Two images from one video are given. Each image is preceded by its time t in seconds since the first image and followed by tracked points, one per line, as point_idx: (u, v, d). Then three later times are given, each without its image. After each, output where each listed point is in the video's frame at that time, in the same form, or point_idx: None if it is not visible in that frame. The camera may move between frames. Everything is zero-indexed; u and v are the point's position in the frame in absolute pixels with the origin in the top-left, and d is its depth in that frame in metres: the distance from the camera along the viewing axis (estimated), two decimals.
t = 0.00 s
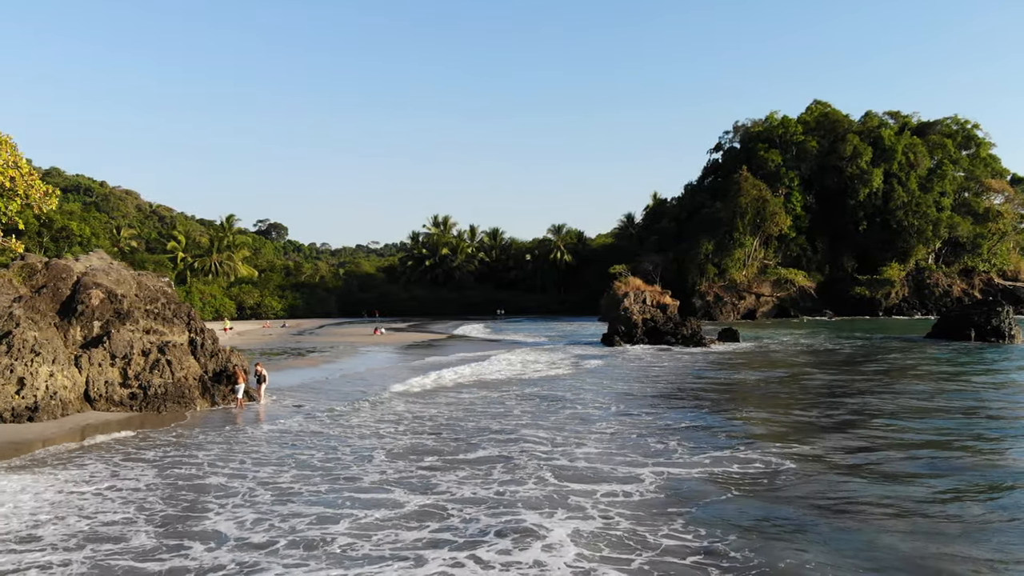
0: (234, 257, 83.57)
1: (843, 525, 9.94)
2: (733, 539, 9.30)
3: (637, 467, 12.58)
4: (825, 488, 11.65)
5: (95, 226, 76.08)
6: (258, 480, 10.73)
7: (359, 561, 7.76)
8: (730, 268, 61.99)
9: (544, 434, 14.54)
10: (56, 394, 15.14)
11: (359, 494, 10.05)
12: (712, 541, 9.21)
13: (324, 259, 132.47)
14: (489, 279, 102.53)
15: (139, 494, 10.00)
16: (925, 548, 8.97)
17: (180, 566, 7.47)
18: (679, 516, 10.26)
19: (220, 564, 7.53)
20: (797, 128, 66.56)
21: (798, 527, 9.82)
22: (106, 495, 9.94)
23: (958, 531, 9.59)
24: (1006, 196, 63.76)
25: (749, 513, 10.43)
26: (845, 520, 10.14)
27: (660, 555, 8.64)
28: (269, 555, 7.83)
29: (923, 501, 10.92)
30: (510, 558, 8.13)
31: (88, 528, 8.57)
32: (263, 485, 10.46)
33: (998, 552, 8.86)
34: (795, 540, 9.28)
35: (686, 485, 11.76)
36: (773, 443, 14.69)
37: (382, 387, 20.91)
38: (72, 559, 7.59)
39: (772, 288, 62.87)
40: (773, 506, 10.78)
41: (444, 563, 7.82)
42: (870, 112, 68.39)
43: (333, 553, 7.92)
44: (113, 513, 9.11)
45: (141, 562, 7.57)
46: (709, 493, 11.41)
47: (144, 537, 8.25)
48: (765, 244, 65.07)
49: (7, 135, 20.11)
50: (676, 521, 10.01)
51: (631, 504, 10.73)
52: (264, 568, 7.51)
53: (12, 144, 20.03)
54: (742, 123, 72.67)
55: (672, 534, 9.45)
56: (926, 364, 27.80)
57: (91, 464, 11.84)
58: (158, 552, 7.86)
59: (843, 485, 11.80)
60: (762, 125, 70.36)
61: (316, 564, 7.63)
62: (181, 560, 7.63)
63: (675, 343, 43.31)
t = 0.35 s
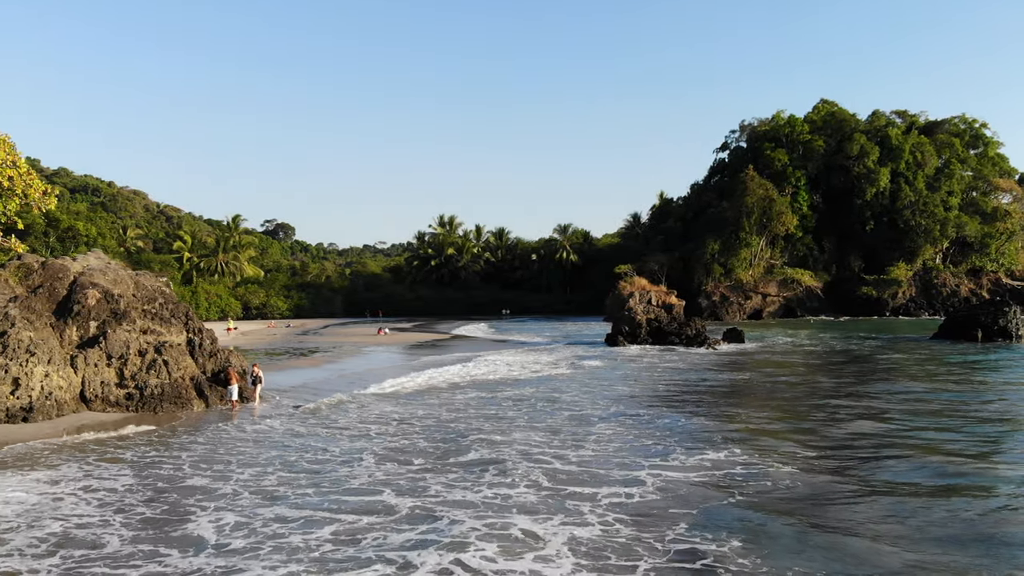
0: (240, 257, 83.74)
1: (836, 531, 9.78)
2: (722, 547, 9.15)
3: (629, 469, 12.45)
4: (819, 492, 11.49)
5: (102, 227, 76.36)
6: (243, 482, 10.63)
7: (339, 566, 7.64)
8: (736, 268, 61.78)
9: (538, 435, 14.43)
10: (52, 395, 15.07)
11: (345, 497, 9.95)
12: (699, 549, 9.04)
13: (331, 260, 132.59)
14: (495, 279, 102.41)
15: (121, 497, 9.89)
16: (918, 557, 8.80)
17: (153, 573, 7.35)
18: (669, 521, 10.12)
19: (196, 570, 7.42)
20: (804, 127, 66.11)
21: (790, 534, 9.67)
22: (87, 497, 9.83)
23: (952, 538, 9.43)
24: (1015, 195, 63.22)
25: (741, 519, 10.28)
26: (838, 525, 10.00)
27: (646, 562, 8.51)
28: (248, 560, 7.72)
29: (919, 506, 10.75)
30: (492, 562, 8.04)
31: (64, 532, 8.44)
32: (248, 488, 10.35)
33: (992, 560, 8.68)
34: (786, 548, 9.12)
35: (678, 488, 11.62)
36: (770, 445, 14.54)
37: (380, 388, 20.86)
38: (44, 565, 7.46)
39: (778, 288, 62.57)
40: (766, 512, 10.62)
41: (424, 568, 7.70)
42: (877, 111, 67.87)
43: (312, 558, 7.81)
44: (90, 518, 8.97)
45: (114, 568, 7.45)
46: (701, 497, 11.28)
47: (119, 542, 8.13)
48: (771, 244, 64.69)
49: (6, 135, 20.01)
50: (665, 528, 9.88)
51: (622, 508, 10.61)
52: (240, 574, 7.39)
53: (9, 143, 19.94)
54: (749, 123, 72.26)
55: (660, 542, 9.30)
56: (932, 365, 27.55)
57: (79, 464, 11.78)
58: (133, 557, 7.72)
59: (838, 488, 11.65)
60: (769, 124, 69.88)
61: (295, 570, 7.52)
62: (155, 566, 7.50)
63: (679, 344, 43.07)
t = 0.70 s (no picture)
0: (246, 257, 83.86)
1: (830, 537, 9.57)
2: (712, 554, 8.96)
3: (623, 472, 12.28)
4: (817, 497, 11.29)
5: (108, 227, 76.55)
6: (228, 485, 10.48)
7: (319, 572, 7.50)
8: (742, 267, 61.48)
9: (532, 438, 14.26)
10: (48, 395, 15.01)
11: (333, 501, 9.83)
12: (688, 556, 8.86)
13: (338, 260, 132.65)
14: (501, 279, 102.26)
15: (104, 498, 9.76)
16: (914, 566, 8.58)
17: None
18: (659, 528, 9.92)
19: None
20: (811, 126, 65.70)
21: (783, 541, 9.46)
22: (69, 499, 9.68)
23: (948, 546, 9.21)
24: None
25: (735, 524, 10.09)
26: (832, 532, 9.78)
27: (633, 570, 8.33)
28: (225, 566, 7.58)
29: (918, 511, 10.54)
30: (477, 569, 7.89)
31: (39, 537, 8.29)
32: (233, 491, 10.20)
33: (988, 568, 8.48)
34: (778, 556, 8.92)
35: (674, 492, 11.42)
36: (770, 447, 14.31)
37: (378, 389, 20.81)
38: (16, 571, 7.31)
39: (785, 288, 62.24)
40: (760, 517, 10.41)
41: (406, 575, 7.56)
42: (885, 110, 67.37)
43: (292, 564, 7.66)
44: (68, 521, 8.83)
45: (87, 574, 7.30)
46: (696, 501, 11.07)
47: (95, 547, 7.98)
48: (778, 244, 64.29)
49: (5, 134, 19.89)
50: (655, 534, 9.69)
51: (613, 513, 10.44)
52: None
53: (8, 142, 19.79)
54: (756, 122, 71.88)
55: (648, 548, 9.11)
56: (939, 366, 27.20)
57: (67, 465, 11.69)
58: (108, 563, 7.56)
59: (836, 493, 11.43)
60: (776, 123, 69.45)
61: None
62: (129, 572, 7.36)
63: (683, 344, 42.79)
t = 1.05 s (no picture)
0: (256, 257, 84.05)
1: (828, 542, 9.37)
2: (705, 560, 8.78)
3: (619, 475, 12.10)
4: (817, 500, 11.07)
5: (119, 227, 76.93)
6: (217, 486, 10.39)
7: None
8: (753, 267, 61.03)
9: (529, 440, 14.11)
10: (47, 396, 14.98)
11: (324, 504, 9.76)
12: (680, 563, 8.69)
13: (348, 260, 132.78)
14: (510, 279, 102.08)
15: (91, 500, 9.68)
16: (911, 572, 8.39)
17: None
18: (653, 532, 9.74)
19: None
20: (822, 125, 65.11)
21: (779, 547, 9.25)
22: (54, 500, 9.60)
23: (948, 551, 9.00)
24: None
25: (731, 529, 9.90)
26: (829, 536, 9.59)
27: None
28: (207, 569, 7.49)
29: (919, 515, 10.32)
30: None
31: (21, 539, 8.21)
32: (221, 493, 10.10)
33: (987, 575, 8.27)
34: (772, 562, 8.73)
35: (670, 495, 11.23)
36: (770, 450, 14.10)
37: (379, 389, 20.74)
38: None
39: (795, 288, 61.81)
40: (757, 521, 10.21)
41: None
42: (896, 109, 66.67)
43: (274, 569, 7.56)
44: (52, 522, 8.75)
45: None
46: (692, 504, 10.88)
47: (76, 550, 7.89)
48: (788, 243, 63.75)
49: (9, 134, 19.82)
50: (649, 539, 9.50)
51: (607, 517, 10.27)
52: None
53: (11, 142, 19.69)
54: (767, 121, 71.37)
55: (639, 554, 8.94)
56: (950, 367, 26.81)
57: (58, 465, 11.64)
58: (87, 566, 7.46)
59: (836, 496, 11.22)
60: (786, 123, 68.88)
61: None
62: None
63: (690, 345, 42.47)
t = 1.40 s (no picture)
0: (267, 257, 84.42)
1: (828, 548, 9.13)
2: (700, 567, 8.60)
3: (617, 478, 11.89)
4: (819, 505, 10.83)
5: (131, 227, 77.44)
6: (208, 488, 10.27)
7: None
8: (764, 267, 60.52)
9: (528, 442, 13.94)
10: (48, 396, 14.94)
11: (318, 509, 9.66)
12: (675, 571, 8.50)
13: (360, 260, 133.07)
14: (521, 279, 101.91)
15: (79, 500, 9.58)
16: None
17: None
18: (648, 538, 9.54)
19: None
20: (834, 124, 64.40)
21: (779, 553, 9.03)
22: (43, 501, 9.51)
23: (952, 557, 8.76)
24: None
25: (729, 534, 9.70)
26: (830, 542, 9.36)
27: None
28: None
29: (924, 519, 10.08)
30: None
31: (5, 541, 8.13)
32: (211, 495, 9.98)
33: None
34: (770, 569, 8.52)
35: (670, 499, 11.03)
36: (773, 453, 13.86)
37: (381, 389, 20.65)
38: None
39: (808, 288, 61.37)
40: (755, 526, 9.99)
41: None
42: (909, 108, 65.89)
43: None
44: (38, 523, 8.65)
45: None
46: (690, 508, 10.67)
47: (58, 554, 7.78)
48: (800, 243, 63.15)
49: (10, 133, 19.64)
50: (645, 544, 9.30)
51: (602, 521, 10.09)
52: None
53: (14, 142, 19.65)
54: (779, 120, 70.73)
55: (633, 561, 8.76)
56: (963, 369, 26.39)
57: (52, 465, 11.58)
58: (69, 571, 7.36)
59: (839, 500, 10.98)
60: (798, 122, 68.22)
61: None
62: None
63: (699, 345, 42.13)
